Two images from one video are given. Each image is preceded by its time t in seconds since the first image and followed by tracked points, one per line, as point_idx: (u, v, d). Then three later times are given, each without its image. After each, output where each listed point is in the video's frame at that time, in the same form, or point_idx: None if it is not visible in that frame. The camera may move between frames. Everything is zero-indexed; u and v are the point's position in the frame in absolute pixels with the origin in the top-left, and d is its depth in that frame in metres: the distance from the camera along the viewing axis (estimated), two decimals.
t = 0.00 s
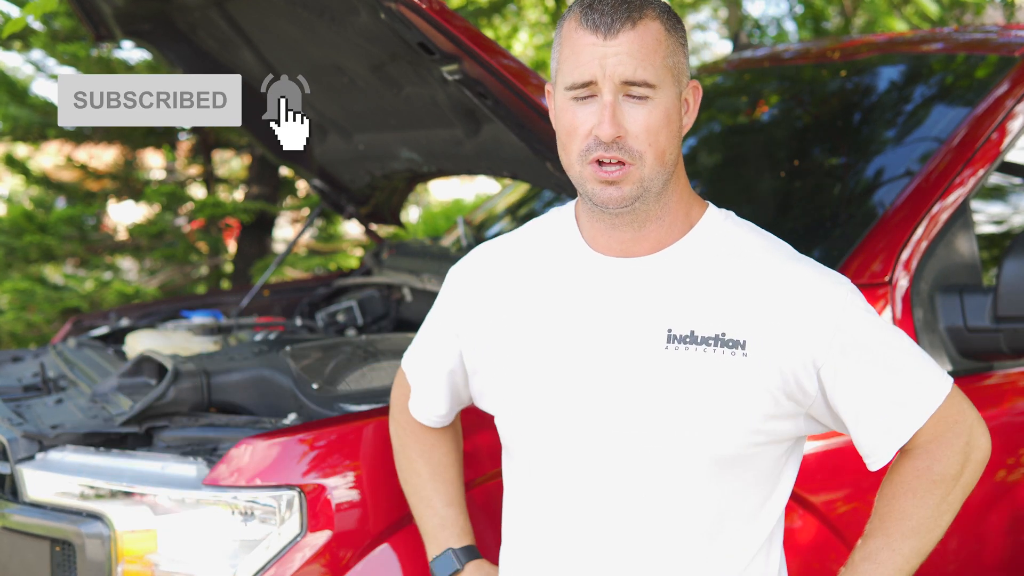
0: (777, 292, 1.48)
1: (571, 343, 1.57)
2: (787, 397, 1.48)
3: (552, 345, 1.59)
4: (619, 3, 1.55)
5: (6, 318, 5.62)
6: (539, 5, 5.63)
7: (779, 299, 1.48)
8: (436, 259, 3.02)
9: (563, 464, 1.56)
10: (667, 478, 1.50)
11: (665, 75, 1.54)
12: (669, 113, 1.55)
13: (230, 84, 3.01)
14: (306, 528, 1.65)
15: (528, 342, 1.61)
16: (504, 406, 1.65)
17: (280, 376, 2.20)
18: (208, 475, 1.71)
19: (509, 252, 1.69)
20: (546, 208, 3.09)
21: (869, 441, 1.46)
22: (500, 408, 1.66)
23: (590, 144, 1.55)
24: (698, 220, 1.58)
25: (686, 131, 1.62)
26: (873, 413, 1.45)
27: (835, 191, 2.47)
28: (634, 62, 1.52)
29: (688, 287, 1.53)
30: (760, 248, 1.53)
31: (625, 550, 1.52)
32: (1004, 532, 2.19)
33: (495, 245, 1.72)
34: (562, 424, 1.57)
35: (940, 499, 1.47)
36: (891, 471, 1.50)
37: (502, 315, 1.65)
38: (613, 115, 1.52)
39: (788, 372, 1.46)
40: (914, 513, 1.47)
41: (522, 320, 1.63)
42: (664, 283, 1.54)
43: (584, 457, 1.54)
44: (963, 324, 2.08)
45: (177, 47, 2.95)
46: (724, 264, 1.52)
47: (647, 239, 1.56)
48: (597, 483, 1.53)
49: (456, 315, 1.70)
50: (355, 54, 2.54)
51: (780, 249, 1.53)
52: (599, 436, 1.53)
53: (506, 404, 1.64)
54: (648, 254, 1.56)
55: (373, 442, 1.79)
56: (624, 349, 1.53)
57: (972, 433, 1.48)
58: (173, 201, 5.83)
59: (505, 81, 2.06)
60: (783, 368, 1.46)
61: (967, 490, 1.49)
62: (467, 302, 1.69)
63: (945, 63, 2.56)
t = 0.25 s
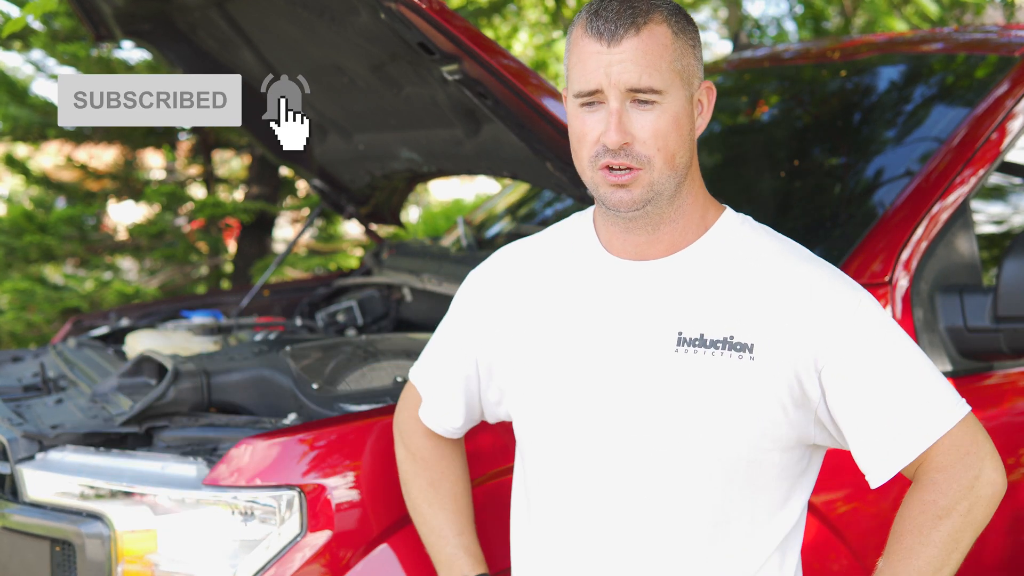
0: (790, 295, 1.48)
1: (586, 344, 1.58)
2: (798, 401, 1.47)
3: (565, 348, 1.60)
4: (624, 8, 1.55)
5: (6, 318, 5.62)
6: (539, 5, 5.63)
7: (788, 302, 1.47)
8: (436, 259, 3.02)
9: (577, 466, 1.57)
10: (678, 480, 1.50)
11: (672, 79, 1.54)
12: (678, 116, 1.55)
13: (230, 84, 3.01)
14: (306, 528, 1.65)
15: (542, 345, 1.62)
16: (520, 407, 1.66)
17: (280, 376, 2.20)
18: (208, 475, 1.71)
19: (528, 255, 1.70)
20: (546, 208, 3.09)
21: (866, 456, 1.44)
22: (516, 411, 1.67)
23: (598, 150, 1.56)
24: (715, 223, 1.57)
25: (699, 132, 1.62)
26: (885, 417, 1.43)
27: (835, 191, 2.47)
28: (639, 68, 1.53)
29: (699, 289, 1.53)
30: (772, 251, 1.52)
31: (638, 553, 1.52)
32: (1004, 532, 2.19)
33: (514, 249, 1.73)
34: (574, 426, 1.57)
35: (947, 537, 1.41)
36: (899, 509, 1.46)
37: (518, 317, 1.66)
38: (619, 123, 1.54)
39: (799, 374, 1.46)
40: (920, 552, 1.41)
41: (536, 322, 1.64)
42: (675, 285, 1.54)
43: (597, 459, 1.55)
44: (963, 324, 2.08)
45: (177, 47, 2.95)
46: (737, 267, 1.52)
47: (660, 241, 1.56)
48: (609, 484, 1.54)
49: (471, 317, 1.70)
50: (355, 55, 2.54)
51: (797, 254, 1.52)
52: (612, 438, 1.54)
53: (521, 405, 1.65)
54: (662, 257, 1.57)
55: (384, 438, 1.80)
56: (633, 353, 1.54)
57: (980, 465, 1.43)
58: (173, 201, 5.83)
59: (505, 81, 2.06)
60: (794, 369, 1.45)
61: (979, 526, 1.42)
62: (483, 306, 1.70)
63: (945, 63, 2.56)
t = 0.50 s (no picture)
0: (802, 295, 1.43)
1: (614, 357, 1.53)
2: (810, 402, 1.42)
3: (578, 350, 1.57)
4: (631, 12, 1.51)
5: (6, 318, 5.62)
6: (539, 5, 5.63)
7: (799, 301, 1.43)
8: (436, 259, 3.02)
9: (588, 469, 1.54)
10: (690, 483, 1.46)
11: (680, 84, 1.49)
12: (687, 121, 1.50)
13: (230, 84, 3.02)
14: (306, 528, 1.65)
15: (555, 347, 1.60)
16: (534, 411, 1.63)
17: (280, 376, 2.21)
18: (208, 475, 1.72)
19: (547, 260, 1.67)
20: (546, 208, 3.09)
21: (876, 458, 1.40)
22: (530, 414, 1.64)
23: (607, 157, 1.52)
24: (729, 222, 1.54)
25: (711, 135, 1.57)
26: (900, 418, 1.38)
27: (836, 191, 2.47)
28: (645, 75, 1.48)
29: (709, 289, 1.49)
30: (785, 250, 1.48)
31: (648, 557, 1.48)
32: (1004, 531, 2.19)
33: (535, 254, 1.70)
34: (586, 429, 1.55)
35: (962, 543, 1.37)
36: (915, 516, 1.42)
37: (540, 322, 1.62)
38: (625, 129, 1.49)
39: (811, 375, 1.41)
40: (935, 558, 1.37)
41: (550, 326, 1.61)
42: (685, 285, 1.50)
43: (609, 461, 1.52)
44: (963, 325, 2.08)
45: (177, 47, 2.95)
46: (752, 266, 1.48)
47: (674, 242, 1.53)
48: (621, 488, 1.51)
49: (490, 322, 1.68)
50: (355, 55, 2.54)
51: (813, 254, 1.47)
52: (622, 440, 1.50)
53: (535, 408, 1.62)
54: (676, 257, 1.53)
55: (414, 438, 1.82)
56: (644, 354, 1.50)
57: (996, 470, 1.39)
58: (173, 201, 5.82)
59: (505, 81, 2.06)
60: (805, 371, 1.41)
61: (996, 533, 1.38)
62: (501, 309, 1.67)
63: (945, 63, 2.56)
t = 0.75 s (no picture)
0: (822, 293, 1.40)
1: (631, 356, 1.51)
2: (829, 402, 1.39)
3: (595, 351, 1.55)
4: (643, 9, 1.50)
5: (6, 318, 5.61)
6: (539, 5, 5.62)
7: (819, 299, 1.40)
8: (436, 259, 3.02)
9: (605, 468, 1.52)
10: (704, 483, 1.43)
11: (694, 79, 1.49)
12: (702, 116, 1.49)
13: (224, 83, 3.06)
14: (305, 528, 1.65)
15: (573, 348, 1.58)
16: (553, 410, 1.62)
17: (280, 376, 2.21)
18: (208, 475, 1.72)
19: (569, 262, 1.66)
20: (546, 208, 3.09)
21: (897, 459, 1.36)
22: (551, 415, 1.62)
23: (622, 154, 1.52)
24: (747, 221, 1.52)
25: (727, 132, 1.56)
26: (920, 419, 1.34)
27: (836, 191, 2.47)
28: (658, 69, 1.48)
29: (726, 287, 1.47)
30: (804, 249, 1.45)
31: (663, 558, 1.45)
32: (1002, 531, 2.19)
33: (559, 257, 1.68)
34: (601, 428, 1.53)
35: (982, 547, 1.33)
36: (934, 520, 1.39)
37: (558, 323, 1.61)
38: (639, 125, 1.49)
39: (829, 374, 1.38)
40: (955, 564, 1.34)
41: (585, 326, 1.57)
42: (706, 283, 1.48)
43: (623, 461, 1.50)
44: (963, 324, 2.08)
45: (177, 47, 2.95)
46: (769, 265, 1.45)
47: (691, 240, 1.51)
48: (635, 487, 1.49)
49: (510, 323, 1.67)
50: (355, 54, 2.54)
51: (831, 253, 1.44)
52: (637, 440, 1.48)
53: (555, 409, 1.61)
54: (694, 255, 1.52)
55: (429, 442, 1.82)
56: (662, 353, 1.48)
57: (1017, 472, 1.34)
58: (173, 201, 5.81)
59: (505, 81, 2.06)
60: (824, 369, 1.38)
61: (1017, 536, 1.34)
62: (522, 312, 1.66)
63: (945, 63, 2.56)
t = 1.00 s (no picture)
0: (836, 295, 1.40)
1: (643, 358, 1.50)
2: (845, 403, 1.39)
3: (608, 352, 1.55)
4: (658, 10, 1.50)
5: (6, 318, 5.61)
6: (539, 5, 5.61)
7: (835, 303, 1.40)
8: (436, 259, 3.02)
9: (619, 470, 1.52)
10: (720, 486, 1.43)
11: (710, 81, 1.49)
12: (717, 119, 1.49)
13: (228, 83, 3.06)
14: (305, 529, 1.65)
15: (585, 351, 1.58)
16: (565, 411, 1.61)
17: (280, 376, 2.20)
18: (208, 476, 1.72)
19: (581, 262, 1.65)
20: (546, 208, 3.09)
21: (915, 460, 1.36)
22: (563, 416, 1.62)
23: (637, 156, 1.52)
24: (761, 223, 1.52)
25: (740, 133, 1.56)
26: (936, 421, 1.34)
27: (836, 191, 2.47)
28: (674, 72, 1.47)
29: (739, 289, 1.46)
30: (817, 250, 1.45)
31: (678, 560, 1.45)
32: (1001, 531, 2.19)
33: (570, 257, 1.68)
34: (614, 431, 1.53)
35: (1000, 547, 1.34)
36: (950, 520, 1.39)
37: (569, 325, 1.61)
38: (655, 128, 1.49)
39: (846, 375, 1.38)
40: (972, 563, 1.34)
41: (596, 328, 1.57)
42: (717, 285, 1.48)
43: (637, 463, 1.50)
44: (964, 324, 2.07)
45: (177, 47, 2.95)
46: (784, 267, 1.45)
47: (704, 242, 1.51)
48: (648, 490, 1.48)
49: (518, 326, 1.67)
50: (355, 54, 2.54)
51: (846, 254, 1.44)
52: (651, 442, 1.48)
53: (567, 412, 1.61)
54: (707, 257, 1.51)
55: (431, 447, 1.82)
56: (676, 355, 1.48)
57: None
58: (173, 201, 5.81)
59: (505, 81, 2.06)
60: (841, 370, 1.38)
61: None
62: (531, 314, 1.66)
63: (944, 63, 2.56)
